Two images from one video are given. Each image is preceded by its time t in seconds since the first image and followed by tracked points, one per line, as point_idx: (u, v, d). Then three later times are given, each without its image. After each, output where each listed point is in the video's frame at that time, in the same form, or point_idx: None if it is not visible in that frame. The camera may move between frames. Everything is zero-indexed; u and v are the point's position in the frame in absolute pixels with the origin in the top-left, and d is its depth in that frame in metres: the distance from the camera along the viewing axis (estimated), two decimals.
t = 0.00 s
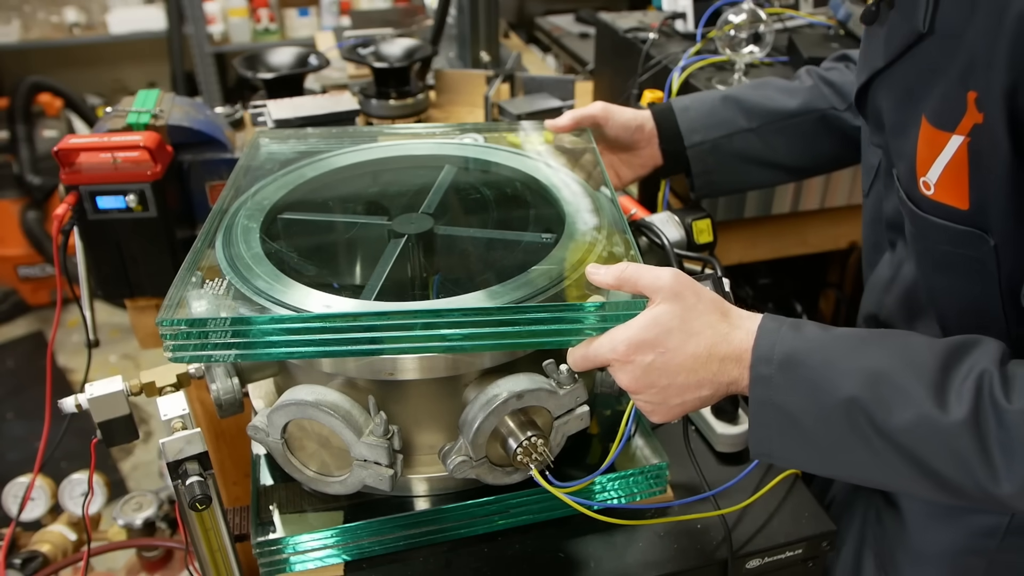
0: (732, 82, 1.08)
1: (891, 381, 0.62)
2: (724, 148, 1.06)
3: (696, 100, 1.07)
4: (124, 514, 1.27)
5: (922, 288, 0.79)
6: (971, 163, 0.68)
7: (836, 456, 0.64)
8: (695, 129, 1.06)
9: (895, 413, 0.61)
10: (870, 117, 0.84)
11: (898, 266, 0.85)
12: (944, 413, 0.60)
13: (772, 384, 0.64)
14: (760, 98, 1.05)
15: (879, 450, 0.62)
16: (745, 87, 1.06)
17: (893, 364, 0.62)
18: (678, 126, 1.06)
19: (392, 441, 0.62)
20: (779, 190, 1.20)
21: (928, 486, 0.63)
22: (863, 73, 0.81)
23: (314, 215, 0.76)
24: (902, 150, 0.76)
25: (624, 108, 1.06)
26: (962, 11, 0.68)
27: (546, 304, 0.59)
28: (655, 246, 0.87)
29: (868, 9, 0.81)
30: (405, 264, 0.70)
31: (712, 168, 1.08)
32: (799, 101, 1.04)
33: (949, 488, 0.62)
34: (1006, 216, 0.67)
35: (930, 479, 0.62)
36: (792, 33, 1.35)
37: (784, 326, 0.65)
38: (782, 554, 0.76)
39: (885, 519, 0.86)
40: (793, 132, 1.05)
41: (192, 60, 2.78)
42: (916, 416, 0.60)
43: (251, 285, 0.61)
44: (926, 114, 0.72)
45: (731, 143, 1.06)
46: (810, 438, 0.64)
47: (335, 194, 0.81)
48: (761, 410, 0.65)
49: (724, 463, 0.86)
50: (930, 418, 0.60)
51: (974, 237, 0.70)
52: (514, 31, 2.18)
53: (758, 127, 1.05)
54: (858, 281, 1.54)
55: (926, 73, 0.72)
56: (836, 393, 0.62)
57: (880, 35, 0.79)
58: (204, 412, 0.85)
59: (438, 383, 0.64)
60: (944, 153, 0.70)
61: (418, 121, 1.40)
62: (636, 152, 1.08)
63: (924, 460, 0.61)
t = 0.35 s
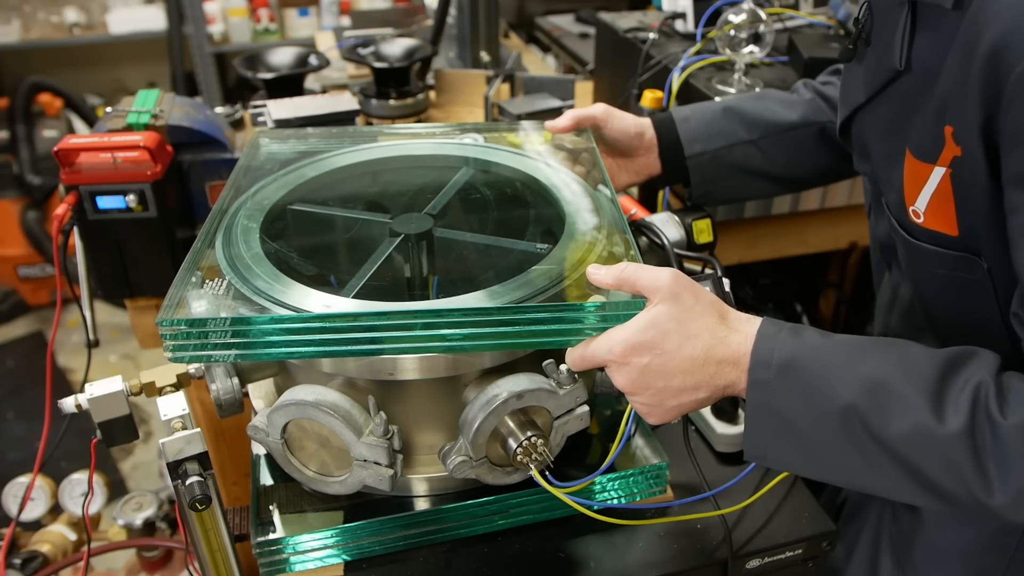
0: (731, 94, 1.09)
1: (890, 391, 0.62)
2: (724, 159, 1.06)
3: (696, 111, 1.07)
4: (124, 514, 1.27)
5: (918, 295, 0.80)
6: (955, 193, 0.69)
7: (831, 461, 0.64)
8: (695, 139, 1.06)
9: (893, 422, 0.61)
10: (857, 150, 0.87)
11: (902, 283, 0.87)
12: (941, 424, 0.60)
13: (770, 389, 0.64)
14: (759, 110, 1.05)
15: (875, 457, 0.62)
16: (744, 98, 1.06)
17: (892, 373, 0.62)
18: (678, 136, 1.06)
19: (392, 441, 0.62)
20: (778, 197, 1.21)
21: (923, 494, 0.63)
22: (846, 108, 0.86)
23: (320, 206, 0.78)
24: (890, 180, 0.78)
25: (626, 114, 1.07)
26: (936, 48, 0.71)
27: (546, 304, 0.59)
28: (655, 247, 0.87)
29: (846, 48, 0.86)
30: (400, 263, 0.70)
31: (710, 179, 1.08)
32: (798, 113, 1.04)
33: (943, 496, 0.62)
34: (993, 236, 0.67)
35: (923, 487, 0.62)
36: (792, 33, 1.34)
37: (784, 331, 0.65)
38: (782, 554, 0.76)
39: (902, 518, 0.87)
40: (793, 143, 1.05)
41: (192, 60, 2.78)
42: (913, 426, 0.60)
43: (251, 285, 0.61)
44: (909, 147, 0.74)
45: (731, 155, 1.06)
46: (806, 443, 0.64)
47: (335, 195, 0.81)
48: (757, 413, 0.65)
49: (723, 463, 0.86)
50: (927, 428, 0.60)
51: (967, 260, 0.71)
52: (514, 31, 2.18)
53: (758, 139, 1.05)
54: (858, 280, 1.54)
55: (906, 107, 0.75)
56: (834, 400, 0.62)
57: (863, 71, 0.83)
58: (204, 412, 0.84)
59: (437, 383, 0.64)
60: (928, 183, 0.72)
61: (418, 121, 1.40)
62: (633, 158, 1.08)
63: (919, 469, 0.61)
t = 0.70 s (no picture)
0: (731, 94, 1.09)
1: (890, 394, 0.62)
2: (723, 159, 1.06)
3: (695, 111, 1.07)
4: (124, 514, 1.27)
5: (914, 299, 0.80)
6: (943, 207, 0.70)
7: (830, 462, 0.64)
8: (694, 139, 1.06)
9: (892, 426, 0.61)
10: (848, 160, 0.88)
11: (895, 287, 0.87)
12: (940, 428, 0.60)
13: (770, 390, 0.64)
14: (759, 110, 1.05)
15: (873, 459, 0.63)
16: (744, 98, 1.06)
17: (892, 377, 0.62)
18: (678, 135, 1.06)
19: (392, 441, 0.62)
20: (778, 198, 1.21)
21: (920, 495, 0.63)
22: (835, 120, 0.87)
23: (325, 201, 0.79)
24: (881, 191, 0.80)
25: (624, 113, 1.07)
26: (920, 65, 0.73)
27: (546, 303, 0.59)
28: (655, 247, 0.86)
29: (834, 65, 0.87)
30: (401, 262, 0.71)
31: (709, 178, 1.08)
32: (798, 114, 1.04)
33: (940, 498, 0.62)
34: (981, 253, 0.69)
35: (921, 489, 0.62)
36: (792, 33, 1.34)
37: (784, 332, 0.65)
38: (782, 554, 0.76)
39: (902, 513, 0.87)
40: (794, 143, 1.05)
41: (192, 60, 2.78)
42: (912, 429, 0.60)
43: (251, 285, 0.61)
44: (898, 160, 0.75)
45: (731, 155, 1.06)
46: (806, 444, 0.64)
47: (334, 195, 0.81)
48: (757, 414, 0.65)
49: (724, 464, 0.86)
50: (926, 432, 0.60)
51: (957, 271, 0.71)
52: (514, 31, 2.18)
53: (757, 139, 1.05)
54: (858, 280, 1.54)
55: (894, 122, 0.77)
56: (834, 403, 0.62)
57: (850, 85, 0.84)
58: (204, 412, 0.84)
59: (438, 383, 0.64)
60: (917, 195, 0.72)
61: (418, 121, 1.40)
62: (632, 156, 1.08)
63: (917, 471, 0.61)
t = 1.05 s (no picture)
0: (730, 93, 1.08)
1: (889, 397, 0.62)
2: (723, 158, 1.06)
3: (695, 110, 1.07)
4: (124, 514, 1.27)
5: (908, 301, 0.80)
6: (921, 221, 0.70)
7: (826, 463, 0.64)
8: (694, 138, 1.06)
9: (890, 428, 0.61)
10: (834, 171, 0.88)
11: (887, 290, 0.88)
12: (938, 433, 0.60)
13: (770, 390, 0.64)
14: (759, 110, 1.05)
15: (870, 461, 0.63)
16: (744, 97, 1.06)
17: (892, 380, 0.62)
18: (677, 133, 1.06)
19: (392, 441, 0.62)
20: (779, 198, 1.21)
21: (916, 497, 0.63)
22: (818, 133, 0.88)
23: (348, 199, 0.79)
24: (865, 203, 0.81)
25: (623, 112, 1.07)
26: (893, 84, 0.75)
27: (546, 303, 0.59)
28: (655, 247, 0.86)
29: (814, 79, 0.89)
30: (405, 262, 0.72)
31: (709, 178, 1.08)
32: (798, 114, 1.04)
33: (934, 500, 0.62)
34: (959, 265, 0.69)
35: (916, 491, 0.63)
36: (792, 33, 1.35)
37: (786, 332, 0.65)
38: (781, 554, 0.76)
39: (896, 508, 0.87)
40: (794, 143, 1.05)
41: (192, 60, 2.78)
42: (910, 433, 0.61)
43: (251, 285, 0.61)
44: (879, 175, 0.75)
45: (730, 154, 1.06)
46: (804, 444, 0.64)
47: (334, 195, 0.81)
48: (756, 413, 0.65)
49: (724, 463, 0.86)
50: (924, 436, 0.60)
51: (941, 280, 0.72)
52: (514, 31, 2.18)
53: (757, 139, 1.05)
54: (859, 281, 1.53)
55: (874, 139, 0.78)
56: (834, 404, 0.62)
57: (832, 99, 0.86)
58: (204, 412, 0.84)
59: (438, 383, 0.64)
60: (898, 208, 0.73)
61: (418, 121, 1.40)
62: (631, 155, 1.08)
63: (914, 474, 0.61)
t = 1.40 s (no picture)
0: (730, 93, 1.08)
1: (890, 395, 0.62)
2: (724, 158, 1.06)
3: (696, 109, 1.07)
4: (124, 514, 1.27)
5: (903, 302, 0.81)
6: (916, 225, 0.71)
7: (826, 460, 0.64)
8: (694, 138, 1.06)
9: (890, 426, 0.61)
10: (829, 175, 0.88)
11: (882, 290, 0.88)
12: (938, 431, 0.60)
13: (770, 388, 0.64)
14: (759, 110, 1.05)
15: (869, 458, 0.63)
16: (744, 97, 1.06)
17: (893, 378, 0.62)
18: (677, 133, 1.06)
19: (392, 441, 0.62)
20: (778, 198, 1.21)
21: (914, 494, 0.64)
22: (813, 137, 0.88)
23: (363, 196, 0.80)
24: (860, 205, 0.81)
25: (621, 111, 1.07)
26: (886, 89, 0.75)
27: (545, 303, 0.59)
28: (655, 247, 0.87)
29: (809, 84, 0.90)
30: (410, 258, 0.72)
31: (708, 177, 1.08)
32: (798, 114, 1.04)
33: (932, 497, 0.63)
34: (953, 267, 0.69)
35: (915, 488, 0.63)
36: (791, 33, 1.35)
37: (787, 330, 0.65)
38: (782, 554, 0.76)
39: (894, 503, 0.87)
40: (794, 143, 1.05)
41: (192, 60, 2.78)
42: (910, 430, 0.61)
43: (251, 285, 0.61)
44: (874, 178, 0.75)
45: (731, 154, 1.06)
46: (804, 441, 0.64)
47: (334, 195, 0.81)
48: (756, 411, 0.65)
49: (724, 463, 0.86)
50: (924, 434, 0.60)
51: (933, 282, 0.72)
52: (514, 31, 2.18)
53: (758, 139, 1.05)
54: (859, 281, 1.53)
55: (869, 143, 0.78)
56: (834, 402, 0.62)
57: (826, 104, 0.86)
58: (204, 412, 0.84)
59: (438, 383, 0.64)
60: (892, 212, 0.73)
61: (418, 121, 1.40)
62: (631, 155, 1.08)
63: (913, 471, 0.62)
